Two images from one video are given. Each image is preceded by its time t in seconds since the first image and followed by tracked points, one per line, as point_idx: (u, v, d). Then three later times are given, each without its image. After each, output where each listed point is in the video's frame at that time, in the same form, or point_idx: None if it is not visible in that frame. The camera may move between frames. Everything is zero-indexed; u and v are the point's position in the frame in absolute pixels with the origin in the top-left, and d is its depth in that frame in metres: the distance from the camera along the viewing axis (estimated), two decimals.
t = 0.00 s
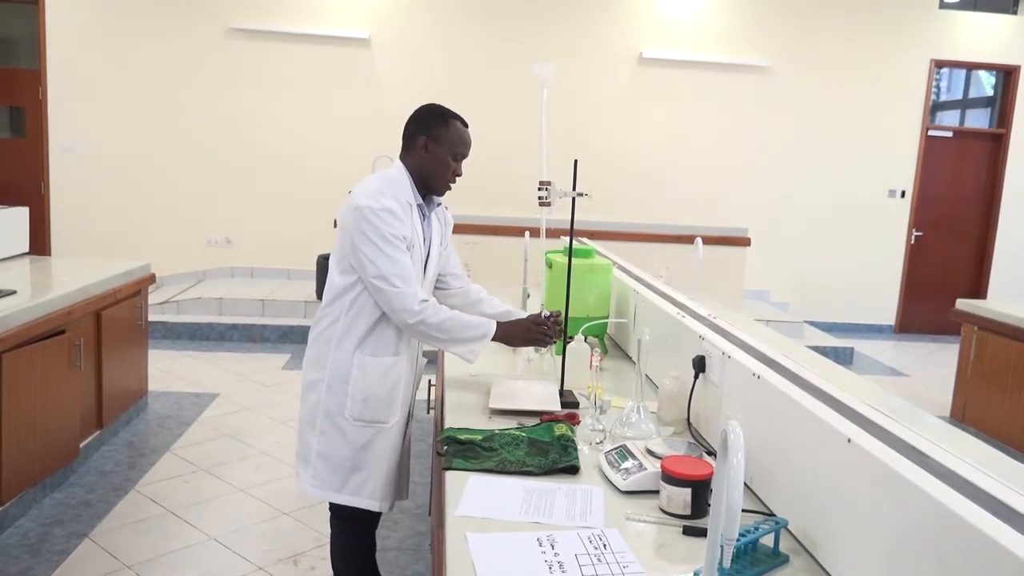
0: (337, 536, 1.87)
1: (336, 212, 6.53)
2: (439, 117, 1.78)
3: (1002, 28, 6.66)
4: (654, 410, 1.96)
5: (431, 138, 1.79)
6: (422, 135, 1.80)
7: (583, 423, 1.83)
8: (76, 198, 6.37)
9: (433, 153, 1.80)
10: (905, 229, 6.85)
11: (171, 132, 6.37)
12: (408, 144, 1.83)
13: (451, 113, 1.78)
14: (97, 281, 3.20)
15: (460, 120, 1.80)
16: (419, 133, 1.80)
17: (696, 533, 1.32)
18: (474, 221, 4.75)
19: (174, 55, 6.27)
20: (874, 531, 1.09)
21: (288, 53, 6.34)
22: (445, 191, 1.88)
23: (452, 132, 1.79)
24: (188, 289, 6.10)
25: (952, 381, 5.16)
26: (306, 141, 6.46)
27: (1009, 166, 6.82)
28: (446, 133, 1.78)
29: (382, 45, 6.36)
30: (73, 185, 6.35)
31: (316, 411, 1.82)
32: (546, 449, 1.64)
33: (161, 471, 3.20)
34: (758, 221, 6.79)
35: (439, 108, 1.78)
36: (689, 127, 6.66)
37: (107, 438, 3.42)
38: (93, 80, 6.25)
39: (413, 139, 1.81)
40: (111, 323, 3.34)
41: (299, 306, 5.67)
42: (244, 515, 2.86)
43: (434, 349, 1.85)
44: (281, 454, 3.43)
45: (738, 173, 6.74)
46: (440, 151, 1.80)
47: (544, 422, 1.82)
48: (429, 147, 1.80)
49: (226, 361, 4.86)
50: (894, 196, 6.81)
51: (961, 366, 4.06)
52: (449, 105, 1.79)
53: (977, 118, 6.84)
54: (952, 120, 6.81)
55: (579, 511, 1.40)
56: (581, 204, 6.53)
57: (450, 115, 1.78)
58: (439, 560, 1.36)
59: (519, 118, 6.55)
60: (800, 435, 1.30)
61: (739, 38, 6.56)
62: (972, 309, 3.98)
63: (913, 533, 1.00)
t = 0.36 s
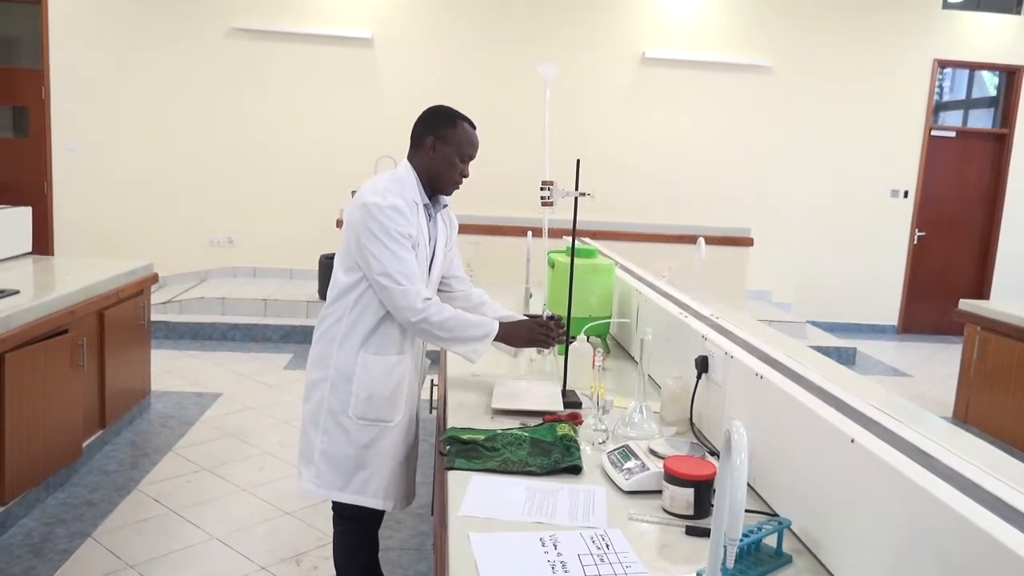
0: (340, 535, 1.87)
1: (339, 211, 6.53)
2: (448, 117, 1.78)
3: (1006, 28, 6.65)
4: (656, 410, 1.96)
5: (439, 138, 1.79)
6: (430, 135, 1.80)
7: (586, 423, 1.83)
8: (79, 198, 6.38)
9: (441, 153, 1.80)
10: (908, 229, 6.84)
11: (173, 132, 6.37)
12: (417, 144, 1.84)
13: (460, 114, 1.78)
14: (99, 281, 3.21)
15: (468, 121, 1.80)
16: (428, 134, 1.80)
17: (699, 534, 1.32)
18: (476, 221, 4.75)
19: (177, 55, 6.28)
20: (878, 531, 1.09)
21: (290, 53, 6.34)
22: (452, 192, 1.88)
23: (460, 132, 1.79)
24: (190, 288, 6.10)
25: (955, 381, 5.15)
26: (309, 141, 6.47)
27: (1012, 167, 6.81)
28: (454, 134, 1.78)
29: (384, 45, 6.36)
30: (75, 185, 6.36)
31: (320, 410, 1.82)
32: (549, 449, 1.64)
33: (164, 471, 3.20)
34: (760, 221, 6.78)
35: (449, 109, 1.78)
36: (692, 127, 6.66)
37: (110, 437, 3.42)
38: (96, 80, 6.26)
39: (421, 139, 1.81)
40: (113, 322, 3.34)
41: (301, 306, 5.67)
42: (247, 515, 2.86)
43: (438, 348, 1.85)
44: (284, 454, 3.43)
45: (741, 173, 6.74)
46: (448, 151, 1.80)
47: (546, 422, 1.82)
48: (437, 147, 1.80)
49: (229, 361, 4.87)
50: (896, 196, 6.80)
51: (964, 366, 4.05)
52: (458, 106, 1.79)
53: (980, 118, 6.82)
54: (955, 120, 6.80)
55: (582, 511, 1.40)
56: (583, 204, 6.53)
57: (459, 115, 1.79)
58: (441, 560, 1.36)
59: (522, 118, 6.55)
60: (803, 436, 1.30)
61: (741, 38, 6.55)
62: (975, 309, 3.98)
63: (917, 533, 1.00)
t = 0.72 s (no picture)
0: (343, 535, 1.87)
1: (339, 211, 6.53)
2: (449, 117, 1.77)
3: (1006, 26, 6.64)
4: (657, 409, 1.96)
5: (441, 138, 1.79)
6: (431, 135, 1.80)
7: (587, 422, 1.83)
8: (80, 198, 6.39)
9: (443, 152, 1.80)
10: (908, 228, 6.84)
11: (174, 132, 6.38)
12: (418, 144, 1.83)
13: (461, 113, 1.78)
14: (100, 281, 3.21)
15: (470, 121, 1.80)
16: (430, 133, 1.80)
17: (700, 533, 1.32)
18: (477, 221, 4.75)
19: (177, 54, 6.28)
20: (880, 531, 1.09)
21: (291, 53, 6.34)
22: (454, 191, 1.88)
23: (461, 131, 1.78)
24: (191, 288, 6.10)
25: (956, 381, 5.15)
26: (309, 140, 6.47)
27: (1013, 165, 6.80)
28: (455, 133, 1.78)
29: (384, 44, 6.36)
30: (76, 185, 6.36)
31: (322, 410, 1.82)
32: (550, 449, 1.64)
33: (165, 471, 3.20)
34: (761, 220, 6.78)
35: (450, 108, 1.78)
36: (692, 126, 6.65)
37: (111, 437, 3.42)
38: (96, 80, 6.26)
39: (423, 138, 1.81)
40: (114, 322, 3.34)
41: (302, 305, 5.67)
42: (247, 515, 2.86)
43: (439, 348, 1.84)
44: (285, 454, 3.43)
45: (741, 172, 6.74)
46: (449, 151, 1.80)
47: (547, 421, 1.82)
48: (439, 147, 1.80)
49: (230, 361, 4.87)
50: (897, 195, 6.80)
51: (965, 365, 4.05)
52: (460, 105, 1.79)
53: (980, 117, 6.83)
54: (955, 119, 6.80)
55: (583, 511, 1.40)
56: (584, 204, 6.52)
57: (461, 115, 1.78)
58: (442, 559, 1.36)
59: (522, 117, 6.55)
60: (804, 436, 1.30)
61: (741, 37, 6.55)
62: (976, 308, 3.97)
63: (918, 533, 1.00)
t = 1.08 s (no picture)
0: (341, 535, 1.87)
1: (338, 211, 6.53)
2: (448, 117, 1.77)
3: (1005, 25, 6.65)
4: (656, 408, 1.96)
5: (439, 137, 1.79)
6: (430, 134, 1.80)
7: (586, 422, 1.83)
8: (78, 198, 6.38)
9: (441, 152, 1.80)
10: (907, 227, 6.84)
11: (172, 131, 6.37)
12: (417, 143, 1.83)
13: (459, 113, 1.77)
14: (99, 281, 3.20)
15: (468, 120, 1.80)
16: (429, 133, 1.80)
17: (700, 533, 1.32)
18: (476, 220, 4.75)
19: (176, 54, 6.27)
20: (879, 530, 1.08)
21: (290, 52, 6.34)
22: (453, 191, 1.88)
23: (460, 131, 1.78)
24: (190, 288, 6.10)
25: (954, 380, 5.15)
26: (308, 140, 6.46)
27: (1012, 164, 6.81)
28: (453, 132, 1.78)
29: (383, 44, 6.36)
30: (74, 185, 6.35)
31: (321, 410, 1.82)
32: (549, 448, 1.64)
33: (164, 471, 3.20)
34: (760, 219, 6.78)
35: (448, 108, 1.78)
36: (691, 125, 6.65)
37: (109, 437, 3.42)
38: (94, 80, 6.26)
39: (421, 138, 1.81)
40: (113, 322, 3.34)
41: (301, 305, 5.67)
42: (245, 515, 2.86)
43: (438, 348, 1.84)
44: (284, 454, 3.43)
45: (740, 171, 6.74)
46: (448, 151, 1.79)
47: (546, 421, 1.82)
48: (438, 147, 1.80)
49: (229, 361, 4.87)
50: (896, 194, 6.80)
51: (963, 364, 4.05)
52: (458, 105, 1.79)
53: (979, 116, 6.83)
54: (954, 118, 6.80)
55: (582, 510, 1.39)
56: (583, 203, 6.53)
57: (459, 114, 1.78)
58: (441, 559, 1.36)
59: (521, 117, 6.55)
60: (803, 435, 1.30)
61: (740, 37, 6.55)
62: (976, 307, 3.98)
63: (917, 532, 1.00)
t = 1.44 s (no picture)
0: (340, 536, 1.87)
1: (338, 211, 6.53)
2: (446, 117, 1.77)
3: (1004, 25, 6.65)
4: (656, 408, 1.96)
5: (438, 137, 1.79)
6: (428, 134, 1.79)
7: (586, 422, 1.83)
8: (78, 198, 6.37)
9: (440, 152, 1.80)
10: (907, 226, 6.85)
11: (172, 132, 6.37)
12: (416, 143, 1.83)
13: (458, 113, 1.77)
14: (98, 282, 3.20)
15: (466, 120, 1.80)
16: (427, 132, 1.79)
17: (699, 533, 1.32)
18: (475, 220, 4.75)
19: (175, 54, 6.27)
20: (879, 529, 1.08)
21: (289, 53, 6.34)
22: (451, 191, 1.87)
23: (458, 131, 1.78)
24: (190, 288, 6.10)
25: (954, 379, 5.15)
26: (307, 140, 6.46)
27: (1011, 163, 6.81)
28: (452, 132, 1.78)
29: (383, 44, 6.36)
30: (74, 185, 6.35)
31: (320, 411, 1.82)
32: (549, 448, 1.64)
33: (163, 471, 3.20)
34: (760, 219, 6.78)
35: (447, 108, 1.78)
36: (690, 125, 6.65)
37: (109, 438, 3.42)
38: (93, 80, 6.25)
39: (420, 138, 1.81)
40: (112, 322, 3.33)
41: (300, 305, 5.67)
42: (244, 515, 2.86)
43: (437, 347, 1.84)
44: (284, 454, 3.43)
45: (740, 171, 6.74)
46: (447, 150, 1.79)
47: (546, 421, 1.82)
48: (436, 146, 1.79)
49: (228, 361, 4.87)
50: (895, 194, 6.80)
51: (963, 364, 4.05)
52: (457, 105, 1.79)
53: (978, 116, 6.83)
54: (953, 117, 6.80)
55: (582, 510, 1.39)
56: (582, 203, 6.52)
57: (457, 114, 1.78)
58: (440, 559, 1.36)
59: (521, 117, 6.55)
60: (802, 435, 1.30)
61: (740, 38, 6.55)
62: (975, 307, 3.98)
63: (916, 532, 1.00)
